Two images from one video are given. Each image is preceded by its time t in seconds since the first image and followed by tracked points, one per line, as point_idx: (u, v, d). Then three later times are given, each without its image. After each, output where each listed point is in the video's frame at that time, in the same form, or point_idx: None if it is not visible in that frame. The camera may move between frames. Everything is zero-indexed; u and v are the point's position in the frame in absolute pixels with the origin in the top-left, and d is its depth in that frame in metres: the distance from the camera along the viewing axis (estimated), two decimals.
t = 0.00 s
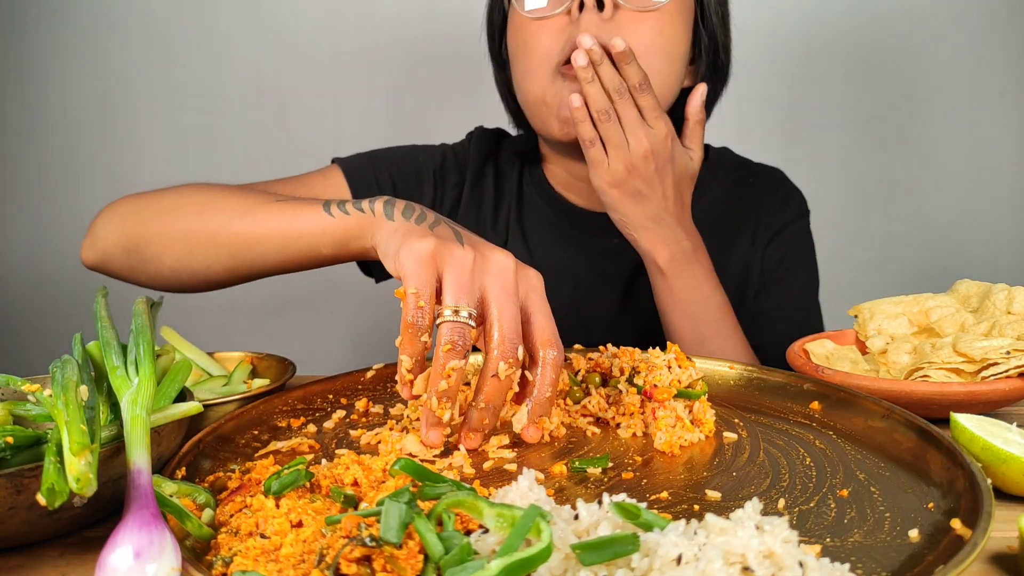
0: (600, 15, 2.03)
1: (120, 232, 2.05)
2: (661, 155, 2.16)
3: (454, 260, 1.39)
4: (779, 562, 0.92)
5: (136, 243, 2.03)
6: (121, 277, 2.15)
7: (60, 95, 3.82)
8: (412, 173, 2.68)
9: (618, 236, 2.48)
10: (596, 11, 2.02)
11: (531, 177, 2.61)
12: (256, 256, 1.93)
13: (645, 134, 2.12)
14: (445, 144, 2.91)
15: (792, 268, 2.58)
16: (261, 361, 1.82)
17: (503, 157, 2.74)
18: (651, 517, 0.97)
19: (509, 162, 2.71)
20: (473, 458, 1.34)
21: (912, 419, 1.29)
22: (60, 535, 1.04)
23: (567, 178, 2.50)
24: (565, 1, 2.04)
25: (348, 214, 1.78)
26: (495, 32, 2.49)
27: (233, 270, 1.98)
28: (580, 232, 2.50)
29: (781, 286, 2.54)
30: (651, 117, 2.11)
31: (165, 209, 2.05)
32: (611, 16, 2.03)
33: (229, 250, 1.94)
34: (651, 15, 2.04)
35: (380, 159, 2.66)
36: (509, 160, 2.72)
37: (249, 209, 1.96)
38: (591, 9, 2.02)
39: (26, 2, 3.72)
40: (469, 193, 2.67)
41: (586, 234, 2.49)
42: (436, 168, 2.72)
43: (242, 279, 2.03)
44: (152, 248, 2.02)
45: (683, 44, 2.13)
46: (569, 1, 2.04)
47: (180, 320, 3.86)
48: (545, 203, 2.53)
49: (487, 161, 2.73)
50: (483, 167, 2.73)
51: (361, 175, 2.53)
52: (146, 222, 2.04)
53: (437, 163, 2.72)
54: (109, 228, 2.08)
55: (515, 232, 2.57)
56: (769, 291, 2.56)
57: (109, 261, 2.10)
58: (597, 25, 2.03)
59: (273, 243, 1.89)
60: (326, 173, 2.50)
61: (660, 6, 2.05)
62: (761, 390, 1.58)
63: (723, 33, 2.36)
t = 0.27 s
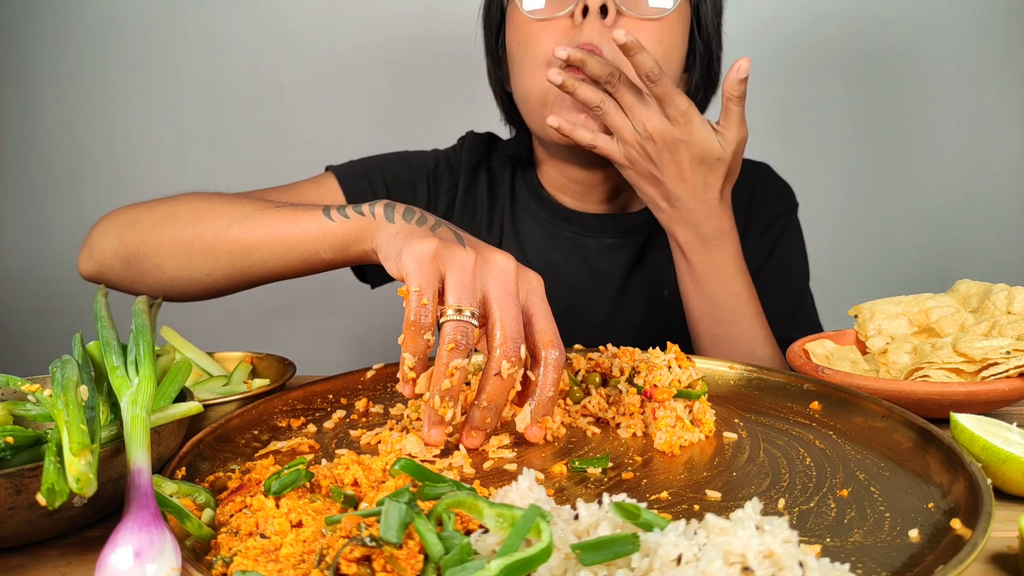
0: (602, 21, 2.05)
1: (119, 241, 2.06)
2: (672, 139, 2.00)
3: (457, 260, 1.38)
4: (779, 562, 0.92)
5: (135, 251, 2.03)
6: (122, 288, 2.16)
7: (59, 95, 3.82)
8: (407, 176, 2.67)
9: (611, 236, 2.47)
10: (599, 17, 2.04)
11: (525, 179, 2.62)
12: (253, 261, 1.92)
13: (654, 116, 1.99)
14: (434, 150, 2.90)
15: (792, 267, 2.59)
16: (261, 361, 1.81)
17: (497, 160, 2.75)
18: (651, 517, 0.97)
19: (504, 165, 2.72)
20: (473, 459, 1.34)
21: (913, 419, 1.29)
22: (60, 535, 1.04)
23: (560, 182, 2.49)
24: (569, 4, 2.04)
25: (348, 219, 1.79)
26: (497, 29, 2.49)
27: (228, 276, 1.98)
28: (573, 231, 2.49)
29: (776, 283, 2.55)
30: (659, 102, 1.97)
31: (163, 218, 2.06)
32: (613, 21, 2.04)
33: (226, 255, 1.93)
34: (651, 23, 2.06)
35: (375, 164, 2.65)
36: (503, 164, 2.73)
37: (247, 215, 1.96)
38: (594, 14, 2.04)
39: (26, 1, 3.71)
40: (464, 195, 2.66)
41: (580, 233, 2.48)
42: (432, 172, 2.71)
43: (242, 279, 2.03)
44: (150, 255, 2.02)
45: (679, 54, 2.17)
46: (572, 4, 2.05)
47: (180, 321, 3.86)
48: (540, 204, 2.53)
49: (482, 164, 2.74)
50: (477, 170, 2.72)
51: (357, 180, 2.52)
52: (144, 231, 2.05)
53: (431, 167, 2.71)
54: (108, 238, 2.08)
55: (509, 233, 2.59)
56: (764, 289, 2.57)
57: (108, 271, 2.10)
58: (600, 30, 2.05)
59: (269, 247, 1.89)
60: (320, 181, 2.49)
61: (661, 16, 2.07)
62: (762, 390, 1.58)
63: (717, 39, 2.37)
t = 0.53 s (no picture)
0: (595, 43, 2.10)
1: (128, 240, 2.06)
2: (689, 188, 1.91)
3: (471, 191, 1.38)
4: (779, 562, 0.92)
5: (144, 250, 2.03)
6: (131, 288, 2.15)
7: (60, 95, 3.81)
8: (407, 174, 2.67)
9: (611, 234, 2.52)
10: (592, 39, 2.10)
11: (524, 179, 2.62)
12: (261, 256, 1.93)
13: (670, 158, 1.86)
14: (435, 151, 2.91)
15: (791, 269, 2.59)
16: (261, 361, 1.81)
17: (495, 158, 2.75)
18: (651, 517, 0.96)
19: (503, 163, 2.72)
20: (473, 459, 1.34)
21: (913, 419, 1.29)
22: (60, 534, 1.04)
23: (563, 179, 2.51)
24: (562, 26, 2.11)
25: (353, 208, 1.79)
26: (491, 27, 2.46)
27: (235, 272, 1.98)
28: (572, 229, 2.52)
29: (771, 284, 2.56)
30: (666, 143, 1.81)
31: (169, 216, 2.06)
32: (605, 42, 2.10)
33: (234, 250, 1.94)
34: (642, 41, 2.12)
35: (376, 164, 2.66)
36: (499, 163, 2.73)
37: (254, 209, 1.97)
38: (588, 36, 2.10)
39: (26, 1, 3.71)
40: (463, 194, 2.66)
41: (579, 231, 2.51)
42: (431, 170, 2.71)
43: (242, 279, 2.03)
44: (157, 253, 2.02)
45: (672, 64, 2.21)
46: (564, 26, 2.11)
47: (180, 321, 3.86)
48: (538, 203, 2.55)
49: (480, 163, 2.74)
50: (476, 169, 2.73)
51: (359, 179, 2.53)
52: (151, 229, 2.05)
53: (431, 166, 2.72)
54: (116, 238, 2.08)
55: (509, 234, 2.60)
56: (763, 290, 2.58)
57: (118, 271, 2.10)
58: (593, 52, 2.10)
59: (276, 242, 1.89)
60: (325, 183, 2.47)
61: (656, 36, 2.13)
62: (762, 390, 1.58)
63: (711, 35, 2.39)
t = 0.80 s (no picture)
0: (592, 62, 2.10)
1: (138, 245, 2.07)
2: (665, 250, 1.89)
3: (470, 202, 1.38)
4: (779, 562, 0.92)
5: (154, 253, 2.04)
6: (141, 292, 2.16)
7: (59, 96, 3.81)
8: (407, 175, 2.67)
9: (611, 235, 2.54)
10: (589, 59, 2.10)
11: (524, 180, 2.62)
12: (267, 259, 1.93)
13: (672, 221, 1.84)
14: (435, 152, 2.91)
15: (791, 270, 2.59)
16: (261, 361, 1.81)
17: (496, 159, 2.75)
18: (651, 517, 0.96)
19: (502, 163, 2.72)
20: (473, 459, 1.34)
21: (913, 418, 1.29)
22: (60, 534, 1.04)
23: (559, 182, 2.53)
24: (558, 47, 2.11)
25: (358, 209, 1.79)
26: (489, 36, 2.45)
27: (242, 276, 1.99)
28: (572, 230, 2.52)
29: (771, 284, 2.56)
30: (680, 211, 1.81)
31: (177, 221, 2.07)
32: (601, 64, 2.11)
33: (239, 254, 1.94)
34: (639, 61, 2.12)
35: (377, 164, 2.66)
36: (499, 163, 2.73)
37: (261, 213, 1.96)
38: (585, 57, 2.09)
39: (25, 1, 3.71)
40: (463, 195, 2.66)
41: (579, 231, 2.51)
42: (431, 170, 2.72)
43: (243, 280, 2.03)
44: (165, 257, 2.03)
45: (668, 79, 2.22)
46: (560, 47, 2.11)
47: (180, 321, 3.86)
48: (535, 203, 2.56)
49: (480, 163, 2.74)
50: (475, 169, 2.73)
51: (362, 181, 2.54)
52: (161, 234, 2.05)
53: (430, 167, 2.72)
54: (128, 243, 2.10)
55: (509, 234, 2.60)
56: (763, 290, 2.58)
57: (130, 276, 2.11)
58: (590, 71, 2.12)
59: (281, 245, 1.89)
60: (327, 185, 2.46)
61: (653, 52, 2.12)
62: (762, 390, 1.58)
63: (706, 38, 2.37)
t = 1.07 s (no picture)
0: (588, 63, 2.10)
1: (136, 251, 2.07)
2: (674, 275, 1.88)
3: (451, 211, 1.37)
4: (779, 562, 0.92)
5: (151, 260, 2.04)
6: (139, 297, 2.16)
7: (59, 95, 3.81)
8: (405, 176, 2.68)
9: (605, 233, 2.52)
10: (585, 60, 2.09)
11: (523, 180, 2.62)
12: (264, 263, 1.93)
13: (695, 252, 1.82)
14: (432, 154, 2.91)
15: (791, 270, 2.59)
16: (261, 361, 1.81)
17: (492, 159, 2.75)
18: (651, 517, 0.96)
19: (500, 163, 2.72)
20: (474, 459, 1.34)
21: (913, 418, 1.29)
22: (60, 534, 1.04)
23: (556, 182, 2.52)
24: (553, 48, 2.11)
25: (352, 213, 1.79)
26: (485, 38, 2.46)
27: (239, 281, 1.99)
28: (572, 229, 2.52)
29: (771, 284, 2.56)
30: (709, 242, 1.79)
31: (176, 224, 2.07)
32: (599, 65, 2.10)
33: (236, 259, 1.94)
34: (636, 62, 2.12)
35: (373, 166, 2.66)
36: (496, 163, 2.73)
37: (257, 217, 1.97)
38: (581, 57, 2.09)
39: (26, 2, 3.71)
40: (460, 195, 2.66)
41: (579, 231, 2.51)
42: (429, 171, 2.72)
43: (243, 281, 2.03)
44: (162, 262, 2.03)
45: (664, 80, 2.21)
46: (557, 47, 2.11)
47: (180, 322, 3.86)
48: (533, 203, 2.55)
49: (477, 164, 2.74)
50: (472, 170, 2.72)
51: (360, 182, 2.54)
52: (157, 239, 2.05)
53: (427, 168, 2.72)
54: (126, 249, 2.09)
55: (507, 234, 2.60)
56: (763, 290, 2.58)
57: (129, 280, 2.11)
58: (586, 72, 2.11)
59: (277, 249, 1.90)
60: (327, 185, 2.46)
61: (649, 52, 2.12)
62: (762, 390, 1.58)
63: (701, 35, 2.37)
